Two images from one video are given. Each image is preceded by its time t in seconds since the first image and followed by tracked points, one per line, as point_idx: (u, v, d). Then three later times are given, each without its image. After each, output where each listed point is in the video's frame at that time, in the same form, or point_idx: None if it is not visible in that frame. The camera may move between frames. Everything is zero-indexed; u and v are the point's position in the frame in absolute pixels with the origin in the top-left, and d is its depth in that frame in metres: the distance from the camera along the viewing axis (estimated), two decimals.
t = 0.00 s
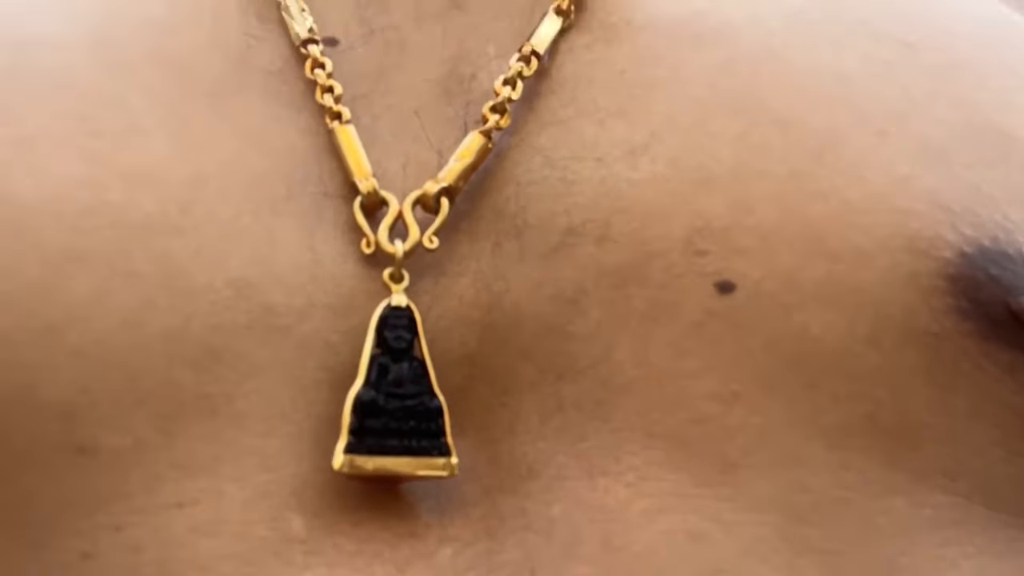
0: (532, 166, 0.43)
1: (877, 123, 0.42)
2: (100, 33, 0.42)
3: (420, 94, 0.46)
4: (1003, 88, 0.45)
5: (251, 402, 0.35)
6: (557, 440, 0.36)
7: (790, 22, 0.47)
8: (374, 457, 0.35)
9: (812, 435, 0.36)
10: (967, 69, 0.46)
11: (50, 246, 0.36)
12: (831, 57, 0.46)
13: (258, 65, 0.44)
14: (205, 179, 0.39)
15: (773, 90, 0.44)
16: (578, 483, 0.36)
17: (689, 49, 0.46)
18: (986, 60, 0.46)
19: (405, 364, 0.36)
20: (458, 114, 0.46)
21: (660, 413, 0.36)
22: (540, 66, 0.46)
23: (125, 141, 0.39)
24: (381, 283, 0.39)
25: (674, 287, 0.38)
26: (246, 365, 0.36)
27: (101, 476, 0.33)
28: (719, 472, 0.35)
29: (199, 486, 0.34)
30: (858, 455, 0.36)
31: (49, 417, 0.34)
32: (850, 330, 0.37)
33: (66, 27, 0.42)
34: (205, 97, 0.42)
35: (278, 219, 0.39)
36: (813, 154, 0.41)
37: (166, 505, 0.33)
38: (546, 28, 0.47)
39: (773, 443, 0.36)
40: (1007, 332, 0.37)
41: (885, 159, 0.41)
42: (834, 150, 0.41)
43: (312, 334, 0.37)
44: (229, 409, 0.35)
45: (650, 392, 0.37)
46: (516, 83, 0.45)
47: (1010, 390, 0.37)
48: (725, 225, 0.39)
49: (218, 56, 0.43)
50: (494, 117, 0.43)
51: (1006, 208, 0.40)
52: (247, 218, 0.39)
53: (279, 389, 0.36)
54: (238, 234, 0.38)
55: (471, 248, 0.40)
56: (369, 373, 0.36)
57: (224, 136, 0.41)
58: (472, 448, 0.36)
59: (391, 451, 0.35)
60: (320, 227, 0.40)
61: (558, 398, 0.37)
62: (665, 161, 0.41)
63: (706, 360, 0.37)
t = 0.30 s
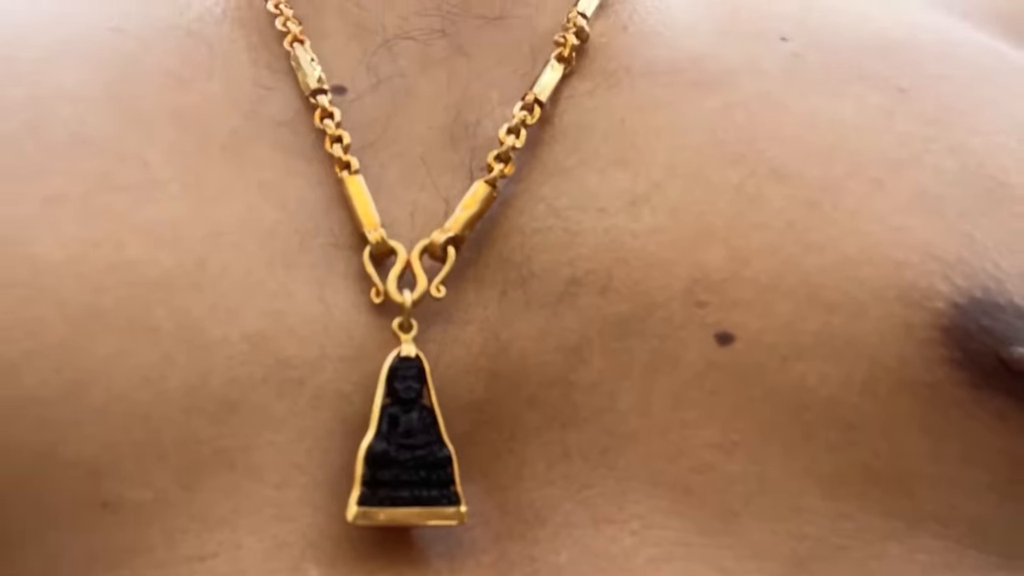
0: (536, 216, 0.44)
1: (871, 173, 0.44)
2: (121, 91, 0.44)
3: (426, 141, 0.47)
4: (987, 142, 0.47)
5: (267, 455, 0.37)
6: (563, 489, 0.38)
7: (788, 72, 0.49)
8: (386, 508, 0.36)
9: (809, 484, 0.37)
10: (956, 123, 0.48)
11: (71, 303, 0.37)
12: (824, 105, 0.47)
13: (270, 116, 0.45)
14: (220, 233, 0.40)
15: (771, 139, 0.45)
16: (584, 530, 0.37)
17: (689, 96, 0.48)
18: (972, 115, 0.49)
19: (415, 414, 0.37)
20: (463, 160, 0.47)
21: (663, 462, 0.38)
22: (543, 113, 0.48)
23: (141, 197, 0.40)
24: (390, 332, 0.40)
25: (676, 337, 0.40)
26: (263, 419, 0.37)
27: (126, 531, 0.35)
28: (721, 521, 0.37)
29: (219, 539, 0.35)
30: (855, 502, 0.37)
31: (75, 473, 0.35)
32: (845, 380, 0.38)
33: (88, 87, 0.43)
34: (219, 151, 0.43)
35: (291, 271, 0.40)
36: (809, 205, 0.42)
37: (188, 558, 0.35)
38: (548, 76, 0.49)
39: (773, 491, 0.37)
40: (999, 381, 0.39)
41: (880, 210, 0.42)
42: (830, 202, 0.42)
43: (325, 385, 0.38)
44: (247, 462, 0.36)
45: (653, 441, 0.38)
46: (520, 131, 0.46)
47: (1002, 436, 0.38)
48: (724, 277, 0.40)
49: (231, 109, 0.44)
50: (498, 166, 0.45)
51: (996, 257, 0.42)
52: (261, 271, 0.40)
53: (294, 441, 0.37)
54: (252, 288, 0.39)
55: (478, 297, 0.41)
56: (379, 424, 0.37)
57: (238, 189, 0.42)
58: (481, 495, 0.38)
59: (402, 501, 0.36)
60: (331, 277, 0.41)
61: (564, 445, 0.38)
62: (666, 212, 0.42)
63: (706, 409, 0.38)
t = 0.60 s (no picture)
0: (530, 241, 0.45)
1: (851, 200, 0.46)
2: (128, 120, 0.45)
3: (424, 168, 0.49)
4: (963, 166, 0.49)
5: (276, 475, 0.38)
6: (558, 505, 0.39)
7: (772, 98, 0.51)
8: (388, 525, 0.37)
9: (791, 500, 0.39)
10: (933, 147, 0.50)
11: (88, 332, 0.39)
12: (807, 132, 0.49)
13: (274, 146, 0.47)
14: (228, 261, 0.42)
15: (755, 166, 0.47)
16: (577, 544, 0.39)
17: (678, 122, 0.50)
18: (947, 140, 0.51)
19: (415, 434, 0.38)
20: (460, 187, 0.48)
21: (652, 480, 0.40)
22: (536, 140, 0.49)
23: (153, 227, 0.42)
24: (390, 354, 0.42)
25: (664, 359, 0.41)
26: (271, 441, 0.39)
27: (143, 550, 0.37)
28: (707, 535, 0.39)
29: (231, 557, 0.37)
30: (835, 517, 0.39)
31: (92, 496, 0.37)
32: (825, 400, 0.40)
33: (96, 115, 0.45)
34: (224, 180, 0.44)
35: (297, 297, 0.42)
36: (791, 232, 0.44)
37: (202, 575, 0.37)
38: (541, 103, 0.51)
39: (756, 506, 0.39)
40: (972, 400, 0.40)
41: (860, 236, 0.44)
42: (811, 228, 0.44)
43: (329, 407, 0.40)
44: (257, 482, 0.38)
45: (642, 460, 0.40)
46: (515, 158, 0.48)
47: (973, 452, 0.40)
48: (711, 302, 0.42)
49: (236, 139, 0.46)
50: (494, 192, 0.46)
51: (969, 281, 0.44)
52: (268, 298, 0.41)
53: (301, 462, 0.39)
54: (259, 314, 0.41)
55: (475, 321, 0.43)
56: (381, 444, 0.38)
57: (244, 218, 0.43)
58: (479, 512, 0.39)
59: (403, 518, 0.37)
60: (334, 303, 0.42)
61: (558, 463, 0.40)
62: (654, 239, 0.45)
63: (693, 429, 0.40)
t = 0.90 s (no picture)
0: (531, 264, 0.49)
1: (833, 223, 0.49)
2: (155, 148, 0.48)
3: (432, 193, 0.51)
4: (938, 190, 0.52)
5: (296, 485, 0.41)
6: (558, 512, 0.42)
7: (758, 125, 0.54)
8: (401, 531, 0.40)
9: (775, 507, 0.42)
10: (909, 173, 0.53)
11: (121, 352, 0.41)
12: (791, 157, 0.52)
13: (290, 173, 0.50)
14: (250, 284, 0.45)
15: (742, 192, 0.50)
16: (576, 549, 0.42)
17: (670, 150, 0.53)
18: (924, 166, 0.54)
19: (424, 446, 0.41)
20: (466, 211, 0.51)
21: (646, 488, 0.43)
22: (537, 166, 0.53)
23: (181, 252, 0.44)
24: (401, 370, 0.44)
25: (656, 376, 0.44)
26: (291, 453, 0.42)
27: (175, 555, 0.39)
28: (697, 540, 0.42)
29: (256, 561, 0.40)
30: (815, 523, 0.42)
31: (127, 505, 0.39)
32: (807, 414, 0.43)
33: (124, 143, 0.47)
34: (245, 205, 0.47)
35: (314, 318, 0.45)
36: (775, 255, 0.47)
37: None
38: (541, 132, 0.54)
39: (743, 513, 0.42)
40: (943, 413, 0.44)
41: (841, 258, 0.47)
42: (795, 251, 0.47)
43: (345, 422, 0.43)
44: (279, 492, 0.41)
45: (636, 470, 0.43)
46: (516, 184, 0.51)
47: (943, 462, 0.43)
48: (700, 321, 0.45)
49: (256, 166, 0.49)
50: (497, 217, 0.49)
51: (943, 300, 0.46)
52: (288, 318, 0.44)
53: (319, 473, 0.42)
54: (280, 334, 0.44)
55: (480, 339, 0.46)
56: (394, 455, 0.41)
57: (265, 243, 0.46)
58: (484, 519, 0.42)
59: (415, 524, 0.40)
60: (349, 323, 0.45)
61: (557, 473, 0.43)
62: (647, 263, 0.48)
63: (684, 441, 0.43)
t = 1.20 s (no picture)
0: (532, 296, 0.52)
1: (810, 259, 0.53)
2: (185, 187, 0.51)
3: (439, 227, 0.55)
4: (909, 226, 0.56)
5: (318, 503, 0.45)
6: (558, 526, 0.46)
7: (742, 164, 0.58)
8: (416, 545, 0.43)
9: (757, 523, 0.46)
10: (881, 211, 0.57)
11: (158, 382, 0.45)
12: (773, 197, 0.56)
13: (309, 211, 0.53)
14: (275, 316, 0.48)
15: (727, 229, 0.54)
16: (574, 562, 0.45)
17: (661, 188, 0.57)
18: (895, 204, 0.58)
19: (436, 466, 0.45)
20: (471, 244, 0.55)
21: (638, 505, 0.46)
22: (538, 203, 0.57)
23: (211, 287, 0.48)
24: (413, 394, 0.48)
25: (647, 401, 0.48)
26: (313, 473, 0.45)
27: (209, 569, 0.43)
28: (686, 553, 0.45)
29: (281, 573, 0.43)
30: (794, 538, 0.46)
31: (165, 524, 0.43)
32: (786, 437, 0.47)
33: (154, 183, 0.51)
34: (269, 242, 0.51)
35: (333, 347, 0.49)
36: (757, 289, 0.51)
37: None
38: (541, 171, 0.58)
39: (728, 528, 0.46)
40: (909, 435, 0.48)
41: (818, 293, 0.51)
42: (775, 286, 0.51)
43: (362, 444, 0.47)
44: (302, 509, 0.45)
45: (629, 488, 0.47)
46: (519, 220, 0.55)
47: (910, 480, 0.47)
48: (688, 351, 0.49)
49: (278, 205, 0.53)
50: (502, 252, 0.53)
51: (911, 331, 0.50)
52: (309, 348, 0.48)
53: (338, 491, 0.45)
54: (302, 363, 0.48)
55: (486, 365, 0.50)
56: (408, 475, 0.45)
57: (287, 277, 0.50)
58: (490, 534, 0.46)
59: (428, 538, 0.43)
60: (365, 352, 0.49)
61: (557, 490, 0.47)
62: (639, 295, 0.52)
63: (673, 462, 0.47)
